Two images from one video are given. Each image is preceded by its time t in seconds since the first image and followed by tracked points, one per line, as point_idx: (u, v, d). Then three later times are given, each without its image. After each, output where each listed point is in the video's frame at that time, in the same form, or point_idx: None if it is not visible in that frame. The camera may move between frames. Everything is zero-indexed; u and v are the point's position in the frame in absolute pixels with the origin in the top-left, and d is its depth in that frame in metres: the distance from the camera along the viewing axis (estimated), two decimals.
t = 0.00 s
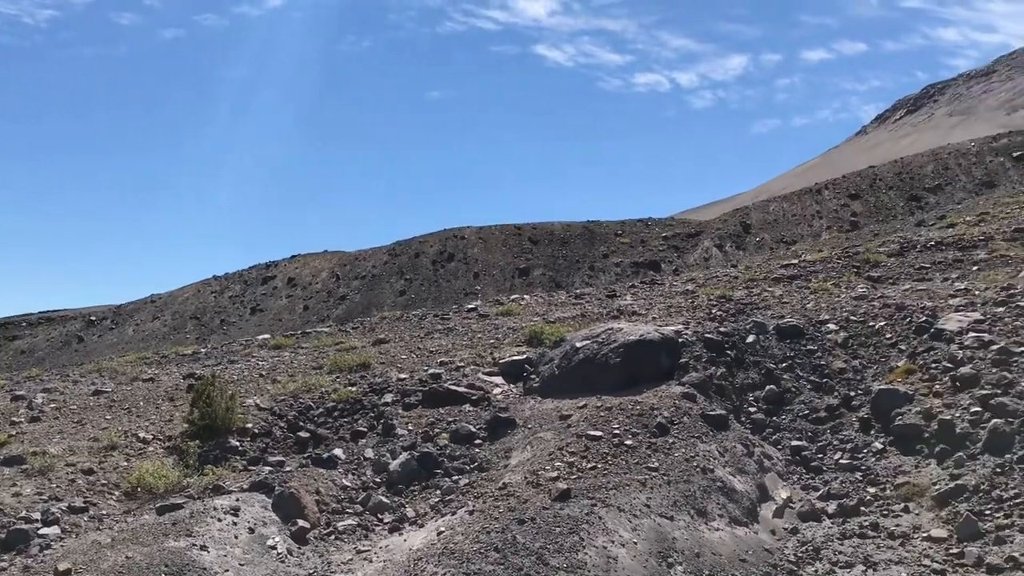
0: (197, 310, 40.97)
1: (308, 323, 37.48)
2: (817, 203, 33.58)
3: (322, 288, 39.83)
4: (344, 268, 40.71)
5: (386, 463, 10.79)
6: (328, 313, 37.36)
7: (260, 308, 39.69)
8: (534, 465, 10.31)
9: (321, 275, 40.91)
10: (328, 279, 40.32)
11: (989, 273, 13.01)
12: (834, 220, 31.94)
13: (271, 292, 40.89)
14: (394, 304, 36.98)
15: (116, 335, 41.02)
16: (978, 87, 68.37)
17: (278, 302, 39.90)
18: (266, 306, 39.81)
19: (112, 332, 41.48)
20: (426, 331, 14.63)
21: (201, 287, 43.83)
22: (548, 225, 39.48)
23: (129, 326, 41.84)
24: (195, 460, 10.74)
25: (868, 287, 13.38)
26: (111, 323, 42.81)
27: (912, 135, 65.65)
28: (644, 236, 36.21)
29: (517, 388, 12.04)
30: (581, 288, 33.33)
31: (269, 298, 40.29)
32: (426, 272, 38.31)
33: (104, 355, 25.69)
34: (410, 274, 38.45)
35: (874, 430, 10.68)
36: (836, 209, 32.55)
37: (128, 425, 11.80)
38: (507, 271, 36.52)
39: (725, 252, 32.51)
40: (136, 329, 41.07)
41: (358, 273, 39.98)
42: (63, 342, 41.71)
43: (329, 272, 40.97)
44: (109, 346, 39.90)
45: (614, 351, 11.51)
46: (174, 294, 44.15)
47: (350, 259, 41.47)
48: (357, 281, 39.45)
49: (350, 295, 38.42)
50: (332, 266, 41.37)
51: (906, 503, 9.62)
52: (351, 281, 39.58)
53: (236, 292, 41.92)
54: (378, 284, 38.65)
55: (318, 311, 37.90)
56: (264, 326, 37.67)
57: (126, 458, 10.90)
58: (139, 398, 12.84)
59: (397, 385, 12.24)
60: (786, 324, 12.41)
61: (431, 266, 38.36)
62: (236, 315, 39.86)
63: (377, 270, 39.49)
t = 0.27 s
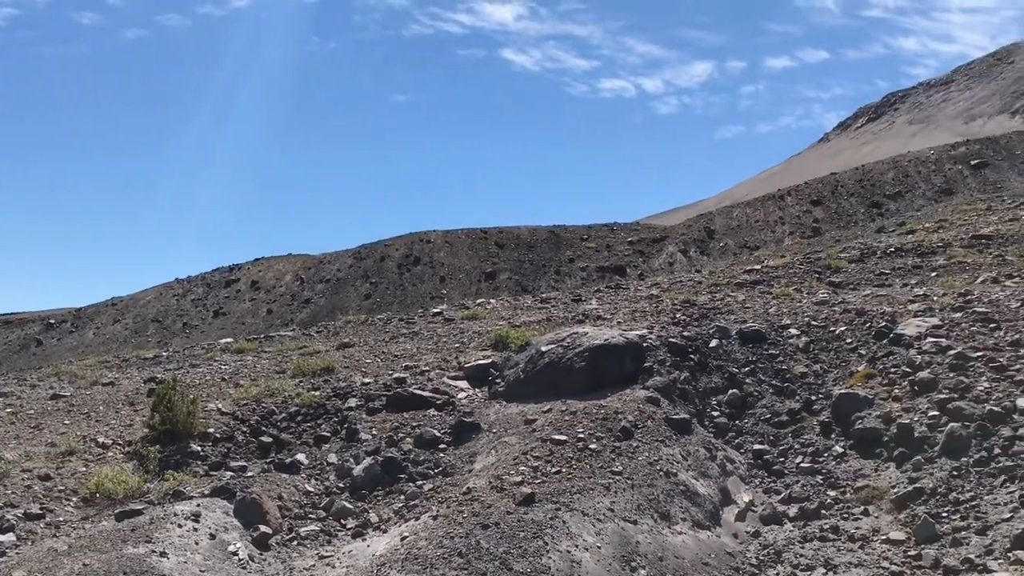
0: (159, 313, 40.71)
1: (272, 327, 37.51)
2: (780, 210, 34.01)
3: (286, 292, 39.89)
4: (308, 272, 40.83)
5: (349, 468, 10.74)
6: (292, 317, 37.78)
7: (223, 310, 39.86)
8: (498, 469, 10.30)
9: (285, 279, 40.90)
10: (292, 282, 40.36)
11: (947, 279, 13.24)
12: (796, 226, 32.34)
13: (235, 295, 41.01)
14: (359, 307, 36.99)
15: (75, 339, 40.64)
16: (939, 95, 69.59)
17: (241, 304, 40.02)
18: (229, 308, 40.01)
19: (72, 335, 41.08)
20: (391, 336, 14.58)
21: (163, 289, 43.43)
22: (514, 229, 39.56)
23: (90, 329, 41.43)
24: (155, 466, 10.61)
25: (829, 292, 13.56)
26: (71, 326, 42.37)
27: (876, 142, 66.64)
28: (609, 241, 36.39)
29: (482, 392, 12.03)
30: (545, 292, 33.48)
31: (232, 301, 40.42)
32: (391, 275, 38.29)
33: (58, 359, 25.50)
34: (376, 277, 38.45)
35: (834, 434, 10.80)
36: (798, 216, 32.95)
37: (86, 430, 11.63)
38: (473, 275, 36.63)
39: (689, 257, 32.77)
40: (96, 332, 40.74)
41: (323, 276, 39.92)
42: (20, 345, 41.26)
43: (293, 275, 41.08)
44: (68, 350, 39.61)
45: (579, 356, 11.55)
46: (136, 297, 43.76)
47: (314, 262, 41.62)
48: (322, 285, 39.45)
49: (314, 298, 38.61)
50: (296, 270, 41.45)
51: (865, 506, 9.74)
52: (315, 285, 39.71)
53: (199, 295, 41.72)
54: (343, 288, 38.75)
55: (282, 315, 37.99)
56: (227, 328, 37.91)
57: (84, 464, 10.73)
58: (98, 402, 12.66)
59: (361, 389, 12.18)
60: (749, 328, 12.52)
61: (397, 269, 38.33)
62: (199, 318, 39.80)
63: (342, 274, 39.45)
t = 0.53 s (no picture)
0: (123, 317, 40.56)
1: (237, 331, 37.54)
2: (745, 216, 34.27)
3: (252, 296, 39.88)
4: (274, 276, 40.78)
5: (314, 474, 10.69)
6: (257, 321, 37.66)
7: (187, 315, 39.99)
8: (464, 475, 10.29)
9: (250, 283, 40.80)
10: (257, 287, 40.33)
11: (908, 286, 13.46)
12: (761, 232, 32.63)
13: (199, 298, 41.08)
14: (325, 312, 36.97)
15: (35, 342, 40.29)
16: (903, 104, 70.65)
17: (206, 308, 40.11)
18: (194, 312, 40.13)
19: (33, 339, 40.72)
20: (357, 340, 14.52)
21: (127, 293, 43.11)
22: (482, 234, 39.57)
23: (51, 333, 41.04)
24: (117, 471, 10.48)
25: (793, 298, 13.72)
26: (31, 330, 41.97)
27: (842, 149, 67.50)
28: (577, 247, 36.51)
29: (449, 397, 12.02)
30: (513, 297, 33.56)
31: (197, 306, 40.51)
32: (358, 279, 38.23)
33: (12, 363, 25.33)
34: (342, 282, 38.40)
35: (797, 439, 10.91)
36: (762, 223, 33.26)
37: (46, 435, 11.47)
38: (441, 280, 36.62)
39: (656, 263, 32.97)
40: (58, 336, 40.43)
41: (289, 280, 39.85)
42: None
43: (258, 279, 41.03)
44: (28, 354, 39.36)
45: (546, 360, 11.59)
46: (99, 300, 43.39)
47: (280, 266, 41.57)
48: (288, 289, 39.41)
49: (279, 302, 38.64)
50: (261, 274, 41.39)
51: (827, 509, 9.84)
52: (281, 289, 39.71)
53: (163, 300, 41.59)
54: (309, 291, 38.73)
55: (247, 319, 38.05)
56: (192, 333, 38.05)
57: (44, 470, 10.58)
58: (58, 407, 12.49)
59: (326, 394, 12.12)
60: (714, 334, 12.63)
61: (364, 273, 38.27)
62: (162, 323, 39.79)
63: (308, 278, 39.41)
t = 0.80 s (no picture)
0: (87, 322, 40.35)
1: (203, 336, 37.50)
2: (712, 223, 34.49)
3: (219, 300, 39.77)
4: (240, 280, 40.66)
5: (280, 480, 10.62)
6: (224, 325, 37.73)
7: (152, 319, 39.89)
8: (431, 481, 10.26)
9: (216, 287, 40.66)
10: (224, 291, 40.22)
11: (872, 293, 13.63)
12: (728, 239, 32.87)
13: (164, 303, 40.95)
14: (292, 317, 36.88)
15: None
16: (871, 113, 71.60)
17: (172, 313, 40.02)
18: (159, 316, 40.02)
19: None
20: (324, 346, 14.44)
21: (91, 296, 42.73)
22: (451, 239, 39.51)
23: (12, 338, 40.62)
24: (78, 478, 10.33)
25: (759, 305, 13.85)
26: None
27: (811, 157, 68.23)
28: (546, 252, 36.53)
29: (417, 403, 12.00)
30: (482, 303, 33.66)
31: (162, 310, 40.39)
32: (326, 284, 38.12)
33: None
34: (310, 286, 38.29)
35: (763, 444, 11.00)
36: (730, 230, 33.51)
37: (6, 441, 11.28)
38: (410, 285, 36.65)
39: (625, 268, 33.14)
40: (20, 340, 40.09)
41: (256, 285, 39.73)
42: None
43: (224, 283, 40.90)
44: None
45: (515, 366, 11.60)
46: (62, 303, 42.97)
47: (247, 270, 41.43)
48: (255, 293, 39.32)
49: (246, 307, 38.60)
50: (228, 278, 41.24)
51: (792, 515, 9.93)
52: (247, 293, 39.63)
53: (129, 304, 41.42)
54: (276, 296, 38.66)
55: (213, 324, 38.01)
56: (157, 338, 37.95)
57: (3, 476, 10.40)
58: (18, 413, 12.30)
59: (292, 400, 12.04)
60: (681, 340, 12.70)
61: (332, 278, 38.17)
62: (127, 328, 39.67)
63: (275, 283, 39.32)
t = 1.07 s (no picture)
0: (53, 327, 40.08)
1: (171, 340, 37.36)
2: (682, 230, 34.70)
3: (187, 305, 39.56)
4: (209, 285, 40.46)
5: (247, 487, 10.54)
6: (192, 330, 37.55)
7: (119, 324, 39.63)
8: (401, 487, 10.22)
9: (185, 291, 40.45)
10: (193, 296, 40.01)
11: (839, 300, 13.79)
12: (698, 246, 33.06)
13: (132, 307, 40.70)
14: (261, 322, 36.76)
15: None
16: (840, 121, 72.50)
17: (139, 317, 39.79)
18: (126, 321, 39.77)
19: None
20: (293, 351, 14.35)
21: (58, 301, 42.32)
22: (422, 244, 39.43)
23: None
24: (42, 485, 10.19)
25: (728, 311, 13.96)
26: None
27: (783, 164, 68.85)
28: (517, 258, 36.53)
29: (386, 409, 11.96)
30: (452, 309, 33.68)
31: (129, 314, 40.14)
32: (296, 288, 37.99)
33: None
34: (280, 291, 38.16)
35: (731, 450, 11.07)
36: (699, 237, 33.70)
37: None
38: (381, 290, 36.60)
39: (595, 275, 33.25)
40: None
41: (225, 290, 39.57)
42: None
43: (193, 288, 40.68)
44: None
45: (485, 372, 11.61)
46: (27, 307, 42.52)
47: (216, 275, 41.22)
48: (224, 298, 39.16)
49: (215, 312, 38.44)
50: (197, 282, 41.03)
51: (760, 520, 9.99)
52: (216, 298, 39.46)
53: (96, 309, 41.11)
54: (245, 300, 38.51)
55: (181, 329, 37.84)
56: (123, 343, 37.71)
57: None
58: None
59: (260, 406, 11.96)
60: (651, 345, 12.76)
61: (302, 283, 38.05)
62: (94, 332, 39.37)
63: (244, 288, 39.19)
